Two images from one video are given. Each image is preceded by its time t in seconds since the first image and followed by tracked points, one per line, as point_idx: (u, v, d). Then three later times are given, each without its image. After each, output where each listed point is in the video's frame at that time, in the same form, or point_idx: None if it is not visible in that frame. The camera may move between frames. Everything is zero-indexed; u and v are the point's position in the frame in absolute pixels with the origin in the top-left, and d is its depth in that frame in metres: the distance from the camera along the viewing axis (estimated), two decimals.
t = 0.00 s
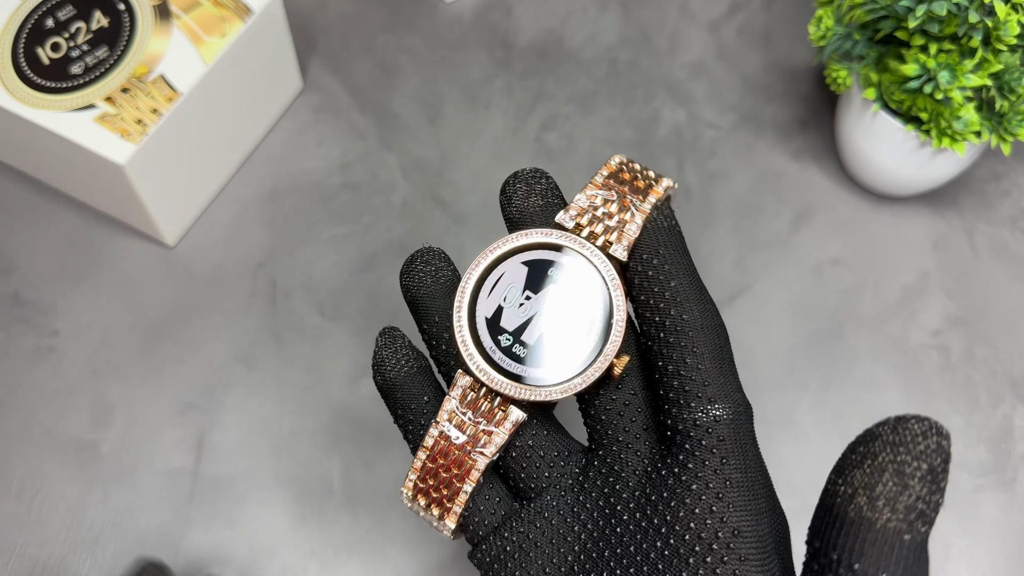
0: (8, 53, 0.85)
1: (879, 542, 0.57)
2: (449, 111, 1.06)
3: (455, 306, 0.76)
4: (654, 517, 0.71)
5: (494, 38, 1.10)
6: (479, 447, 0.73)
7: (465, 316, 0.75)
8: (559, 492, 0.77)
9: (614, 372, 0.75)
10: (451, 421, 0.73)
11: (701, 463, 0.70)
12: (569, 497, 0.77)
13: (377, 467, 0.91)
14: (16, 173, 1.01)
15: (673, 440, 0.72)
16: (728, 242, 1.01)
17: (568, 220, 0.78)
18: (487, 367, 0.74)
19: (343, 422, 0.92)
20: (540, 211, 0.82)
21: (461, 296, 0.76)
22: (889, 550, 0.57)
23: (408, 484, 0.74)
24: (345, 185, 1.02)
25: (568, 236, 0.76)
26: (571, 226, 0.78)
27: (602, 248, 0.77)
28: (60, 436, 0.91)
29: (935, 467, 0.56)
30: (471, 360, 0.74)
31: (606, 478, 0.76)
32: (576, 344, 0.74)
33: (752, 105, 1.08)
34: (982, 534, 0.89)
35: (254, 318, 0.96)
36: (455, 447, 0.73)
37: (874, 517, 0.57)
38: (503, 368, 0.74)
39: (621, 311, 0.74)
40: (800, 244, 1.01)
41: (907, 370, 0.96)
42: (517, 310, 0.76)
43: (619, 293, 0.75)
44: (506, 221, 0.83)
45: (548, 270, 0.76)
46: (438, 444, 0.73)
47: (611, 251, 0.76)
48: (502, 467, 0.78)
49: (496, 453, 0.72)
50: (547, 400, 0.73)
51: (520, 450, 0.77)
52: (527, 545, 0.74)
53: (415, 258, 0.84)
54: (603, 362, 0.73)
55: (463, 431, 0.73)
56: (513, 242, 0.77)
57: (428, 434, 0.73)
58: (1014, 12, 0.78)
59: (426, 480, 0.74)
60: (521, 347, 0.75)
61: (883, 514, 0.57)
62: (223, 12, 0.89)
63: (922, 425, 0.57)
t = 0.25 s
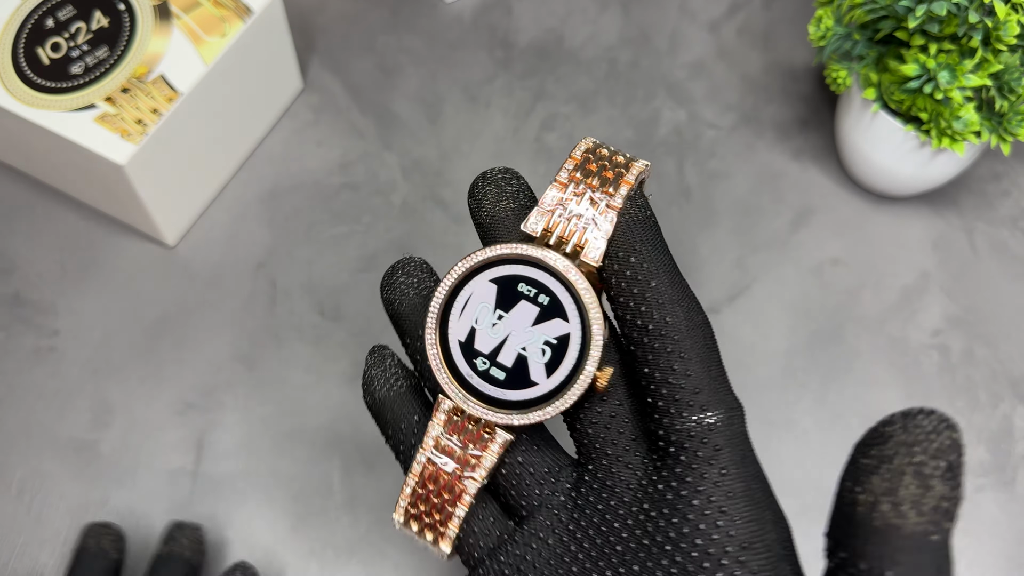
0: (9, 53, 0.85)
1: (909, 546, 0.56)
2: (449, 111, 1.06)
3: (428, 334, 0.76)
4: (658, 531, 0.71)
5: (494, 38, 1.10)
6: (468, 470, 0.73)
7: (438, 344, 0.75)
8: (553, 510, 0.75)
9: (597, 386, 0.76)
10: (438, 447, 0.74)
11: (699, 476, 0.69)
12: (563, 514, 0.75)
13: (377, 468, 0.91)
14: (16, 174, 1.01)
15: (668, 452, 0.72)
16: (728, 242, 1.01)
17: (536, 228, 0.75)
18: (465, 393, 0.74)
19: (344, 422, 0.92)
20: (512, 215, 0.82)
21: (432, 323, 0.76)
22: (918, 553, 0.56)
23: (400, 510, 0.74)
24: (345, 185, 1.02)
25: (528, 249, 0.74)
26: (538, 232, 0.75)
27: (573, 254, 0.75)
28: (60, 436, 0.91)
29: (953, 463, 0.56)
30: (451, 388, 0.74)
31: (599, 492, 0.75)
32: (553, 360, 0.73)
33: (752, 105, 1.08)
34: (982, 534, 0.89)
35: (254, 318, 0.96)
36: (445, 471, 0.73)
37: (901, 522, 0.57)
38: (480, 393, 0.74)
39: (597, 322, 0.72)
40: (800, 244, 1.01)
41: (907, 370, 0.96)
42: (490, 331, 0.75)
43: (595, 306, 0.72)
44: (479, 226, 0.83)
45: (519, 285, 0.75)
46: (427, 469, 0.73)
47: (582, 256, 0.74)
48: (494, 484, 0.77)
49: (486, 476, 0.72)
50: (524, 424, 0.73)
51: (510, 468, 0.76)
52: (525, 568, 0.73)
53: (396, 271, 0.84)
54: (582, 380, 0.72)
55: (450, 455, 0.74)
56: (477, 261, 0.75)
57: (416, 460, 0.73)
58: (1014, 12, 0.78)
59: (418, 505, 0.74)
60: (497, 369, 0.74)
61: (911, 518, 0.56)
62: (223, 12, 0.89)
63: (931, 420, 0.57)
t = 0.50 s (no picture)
0: (8, 53, 0.85)
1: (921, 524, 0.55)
2: (449, 111, 1.06)
3: (426, 360, 0.73)
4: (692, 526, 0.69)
5: (494, 38, 1.10)
6: (482, 496, 0.71)
7: (438, 364, 0.74)
8: (574, 523, 0.73)
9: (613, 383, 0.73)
10: (447, 476, 0.72)
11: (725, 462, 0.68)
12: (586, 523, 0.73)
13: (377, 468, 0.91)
14: (15, 174, 1.00)
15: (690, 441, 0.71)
16: (728, 242, 1.01)
17: (524, 232, 0.76)
18: (473, 410, 0.73)
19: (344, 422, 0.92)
20: (490, 222, 0.79)
21: (428, 346, 0.74)
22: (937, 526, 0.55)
23: (410, 546, 0.70)
24: (345, 185, 1.02)
25: (523, 249, 0.75)
26: (528, 234, 0.76)
27: (566, 252, 0.75)
28: (60, 436, 0.90)
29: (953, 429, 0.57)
30: (457, 408, 0.73)
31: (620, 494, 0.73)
32: (563, 364, 0.74)
33: (753, 105, 1.08)
34: (982, 534, 0.89)
35: (254, 318, 0.96)
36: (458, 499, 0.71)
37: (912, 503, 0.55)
38: (491, 408, 0.74)
39: (606, 320, 0.73)
40: (800, 244, 1.01)
41: (907, 371, 0.95)
42: (493, 341, 0.75)
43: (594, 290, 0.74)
44: (453, 236, 0.80)
45: (517, 289, 0.75)
46: (437, 501, 0.71)
47: (577, 253, 0.74)
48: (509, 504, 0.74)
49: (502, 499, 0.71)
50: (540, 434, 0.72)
51: (527, 484, 0.74)
52: None
53: (371, 296, 0.79)
54: (596, 379, 0.72)
55: (461, 483, 0.72)
56: (471, 269, 0.75)
57: (425, 492, 0.71)
58: (1014, 12, 0.78)
59: (431, 540, 0.70)
60: (505, 380, 0.74)
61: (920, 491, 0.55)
62: (223, 12, 0.89)
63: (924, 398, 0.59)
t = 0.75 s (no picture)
0: (7, 52, 0.84)
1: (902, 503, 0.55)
2: (448, 111, 1.06)
3: (420, 397, 0.73)
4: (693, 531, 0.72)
5: (493, 37, 1.10)
6: (484, 529, 0.71)
7: (433, 399, 0.73)
8: (576, 542, 0.74)
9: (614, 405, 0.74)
10: (447, 510, 0.71)
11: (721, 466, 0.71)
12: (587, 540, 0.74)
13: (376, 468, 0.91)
14: (15, 173, 1.00)
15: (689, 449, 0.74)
16: (728, 242, 1.00)
17: (512, 251, 0.75)
18: (471, 442, 0.72)
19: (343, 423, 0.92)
20: (479, 241, 0.79)
21: (421, 381, 0.73)
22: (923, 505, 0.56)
23: None
24: (345, 185, 1.02)
25: (515, 271, 0.73)
26: (516, 253, 0.75)
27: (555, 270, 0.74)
28: (60, 437, 0.90)
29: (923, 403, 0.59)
30: (455, 440, 0.72)
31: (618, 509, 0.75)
32: (560, 389, 0.73)
33: (753, 105, 1.08)
34: (983, 535, 0.89)
35: (254, 318, 0.96)
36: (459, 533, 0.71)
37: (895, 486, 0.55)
38: (487, 437, 0.73)
39: (601, 338, 0.72)
40: (801, 244, 1.00)
41: (908, 371, 0.95)
42: (488, 369, 0.73)
43: (595, 322, 0.73)
44: (442, 256, 0.80)
45: (509, 312, 0.74)
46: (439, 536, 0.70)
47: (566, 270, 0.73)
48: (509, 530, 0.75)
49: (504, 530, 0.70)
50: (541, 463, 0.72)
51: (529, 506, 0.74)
52: None
53: (354, 325, 0.77)
54: (595, 402, 0.72)
55: (461, 517, 0.71)
56: (459, 296, 0.74)
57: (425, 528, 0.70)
58: (1014, 12, 0.78)
59: None
60: (502, 409, 0.73)
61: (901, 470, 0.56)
62: (223, 12, 0.89)
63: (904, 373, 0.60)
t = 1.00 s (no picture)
0: (7, 52, 0.84)
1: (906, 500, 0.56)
2: (448, 111, 1.06)
3: (445, 386, 0.72)
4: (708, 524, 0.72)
5: (493, 37, 1.10)
6: (505, 519, 0.71)
7: (457, 386, 0.73)
8: (595, 532, 0.74)
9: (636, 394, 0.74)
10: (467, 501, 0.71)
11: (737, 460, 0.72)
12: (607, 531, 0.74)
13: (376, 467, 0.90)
14: (15, 173, 1.00)
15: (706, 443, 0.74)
16: (729, 242, 1.00)
17: (538, 242, 0.74)
18: (496, 432, 0.72)
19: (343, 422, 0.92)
20: (505, 231, 0.78)
21: (446, 370, 0.73)
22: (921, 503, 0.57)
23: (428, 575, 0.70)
24: (345, 185, 1.02)
25: (543, 262, 0.73)
26: (542, 243, 0.74)
27: (582, 262, 0.74)
28: (59, 437, 0.90)
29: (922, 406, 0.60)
30: (479, 430, 0.72)
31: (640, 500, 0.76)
32: (586, 381, 0.73)
33: (753, 105, 1.07)
34: (983, 535, 0.89)
35: (253, 318, 0.96)
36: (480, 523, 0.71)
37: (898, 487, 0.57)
38: (512, 428, 0.72)
39: (628, 330, 0.72)
40: (801, 244, 1.00)
41: (908, 371, 0.95)
42: (513, 359, 0.73)
43: (623, 313, 0.73)
44: (466, 244, 0.80)
45: (535, 304, 0.73)
46: (458, 526, 0.71)
47: (593, 262, 0.73)
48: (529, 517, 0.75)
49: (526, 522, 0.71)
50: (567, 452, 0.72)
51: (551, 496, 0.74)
52: None
53: (377, 311, 0.77)
54: (624, 392, 0.72)
55: (482, 507, 0.72)
56: (485, 285, 0.73)
57: (446, 518, 0.70)
58: (1015, 12, 0.78)
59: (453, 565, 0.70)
60: (527, 400, 0.73)
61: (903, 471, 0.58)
62: (223, 12, 0.89)
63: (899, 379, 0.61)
